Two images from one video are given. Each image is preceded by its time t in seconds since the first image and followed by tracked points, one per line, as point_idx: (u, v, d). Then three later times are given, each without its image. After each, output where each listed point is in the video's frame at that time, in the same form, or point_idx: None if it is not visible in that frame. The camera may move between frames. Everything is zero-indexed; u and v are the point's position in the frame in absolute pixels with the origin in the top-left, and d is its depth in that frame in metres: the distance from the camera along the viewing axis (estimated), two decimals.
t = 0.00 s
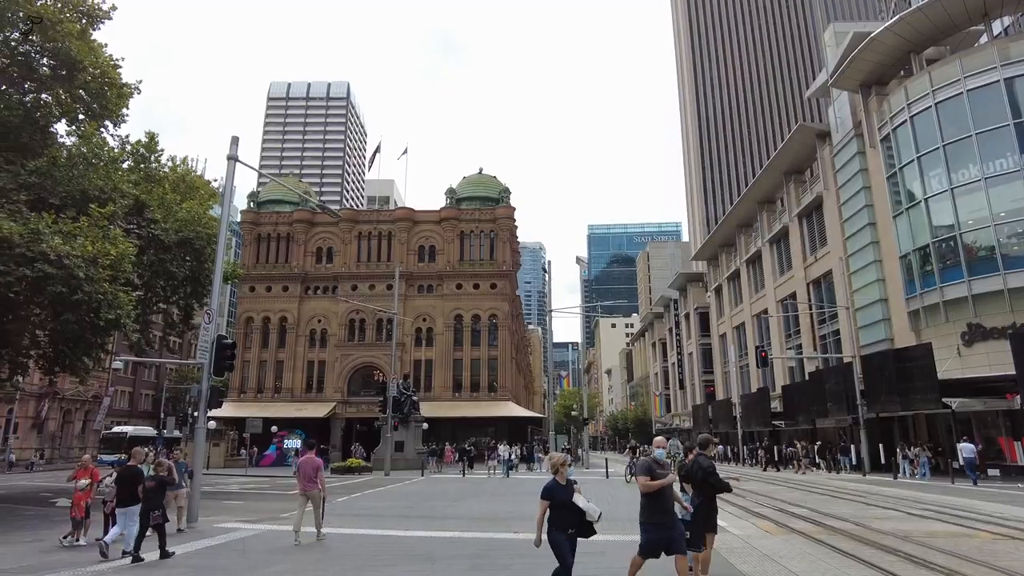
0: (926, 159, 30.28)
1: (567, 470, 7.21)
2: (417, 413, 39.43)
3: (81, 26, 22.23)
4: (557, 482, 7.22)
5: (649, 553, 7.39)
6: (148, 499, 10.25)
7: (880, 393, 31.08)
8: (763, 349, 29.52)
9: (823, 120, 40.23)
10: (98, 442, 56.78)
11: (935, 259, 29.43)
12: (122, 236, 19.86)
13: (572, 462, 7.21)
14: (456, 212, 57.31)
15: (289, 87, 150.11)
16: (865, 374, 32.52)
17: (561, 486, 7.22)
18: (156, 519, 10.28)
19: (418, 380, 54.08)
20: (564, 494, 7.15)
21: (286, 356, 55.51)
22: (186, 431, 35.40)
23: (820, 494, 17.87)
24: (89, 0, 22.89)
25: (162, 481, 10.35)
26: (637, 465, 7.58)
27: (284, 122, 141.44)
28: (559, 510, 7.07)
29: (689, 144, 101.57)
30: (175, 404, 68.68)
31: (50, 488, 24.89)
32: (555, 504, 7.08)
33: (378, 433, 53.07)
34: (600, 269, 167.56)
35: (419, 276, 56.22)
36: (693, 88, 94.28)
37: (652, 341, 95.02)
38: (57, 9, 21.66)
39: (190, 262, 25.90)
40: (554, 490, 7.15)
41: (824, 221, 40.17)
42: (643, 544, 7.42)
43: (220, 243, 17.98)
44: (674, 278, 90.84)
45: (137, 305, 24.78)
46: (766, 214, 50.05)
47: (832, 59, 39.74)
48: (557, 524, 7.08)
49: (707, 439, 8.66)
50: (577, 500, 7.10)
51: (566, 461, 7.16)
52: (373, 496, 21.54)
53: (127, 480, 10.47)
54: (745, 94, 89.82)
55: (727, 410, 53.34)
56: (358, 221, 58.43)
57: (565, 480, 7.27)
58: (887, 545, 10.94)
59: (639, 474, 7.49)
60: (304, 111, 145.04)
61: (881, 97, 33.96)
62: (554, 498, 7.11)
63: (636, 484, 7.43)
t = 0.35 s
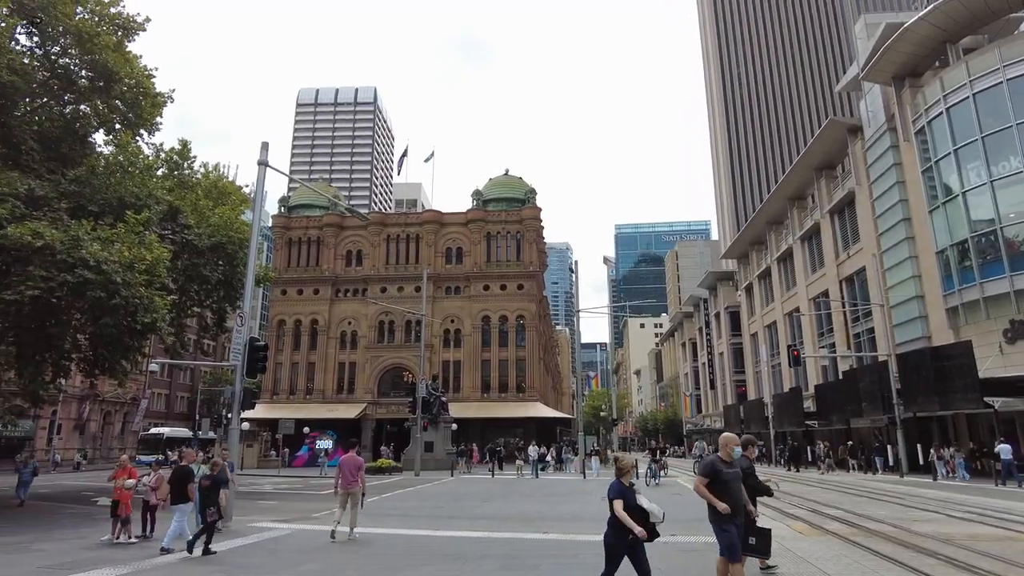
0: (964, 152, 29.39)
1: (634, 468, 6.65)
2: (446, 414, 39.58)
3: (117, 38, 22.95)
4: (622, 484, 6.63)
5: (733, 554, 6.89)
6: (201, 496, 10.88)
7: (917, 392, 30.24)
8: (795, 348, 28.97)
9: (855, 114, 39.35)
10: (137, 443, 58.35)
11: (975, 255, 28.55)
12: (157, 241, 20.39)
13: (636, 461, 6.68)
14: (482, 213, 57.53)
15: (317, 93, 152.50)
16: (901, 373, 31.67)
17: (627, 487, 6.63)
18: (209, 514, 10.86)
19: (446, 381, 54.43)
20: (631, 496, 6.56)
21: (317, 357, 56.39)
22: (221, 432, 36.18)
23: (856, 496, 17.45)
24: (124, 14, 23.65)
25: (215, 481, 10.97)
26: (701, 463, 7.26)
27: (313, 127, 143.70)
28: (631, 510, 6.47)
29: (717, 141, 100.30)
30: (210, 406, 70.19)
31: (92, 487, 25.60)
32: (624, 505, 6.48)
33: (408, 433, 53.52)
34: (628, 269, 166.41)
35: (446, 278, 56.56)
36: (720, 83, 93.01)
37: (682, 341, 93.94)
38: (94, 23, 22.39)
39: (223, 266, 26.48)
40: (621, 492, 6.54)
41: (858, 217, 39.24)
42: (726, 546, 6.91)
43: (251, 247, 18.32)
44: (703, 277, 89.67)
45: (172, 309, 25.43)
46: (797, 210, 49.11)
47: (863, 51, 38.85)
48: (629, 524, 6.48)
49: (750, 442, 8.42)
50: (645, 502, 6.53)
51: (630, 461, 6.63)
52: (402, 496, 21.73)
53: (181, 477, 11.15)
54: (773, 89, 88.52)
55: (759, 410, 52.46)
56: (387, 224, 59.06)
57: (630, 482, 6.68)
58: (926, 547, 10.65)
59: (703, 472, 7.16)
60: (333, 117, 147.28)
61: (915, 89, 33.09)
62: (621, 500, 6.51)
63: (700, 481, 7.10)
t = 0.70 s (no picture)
0: (987, 144, 28.81)
1: (687, 465, 6.71)
2: (463, 413, 39.66)
3: (137, 43, 23.34)
4: (675, 478, 6.65)
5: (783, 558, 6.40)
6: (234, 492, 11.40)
7: (940, 389, 29.70)
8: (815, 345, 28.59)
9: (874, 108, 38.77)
10: (159, 441, 59.21)
11: (999, 248, 27.97)
12: (176, 243, 20.65)
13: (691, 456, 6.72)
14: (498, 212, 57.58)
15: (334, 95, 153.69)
16: (924, 370, 31.12)
17: (680, 482, 6.65)
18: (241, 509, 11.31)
19: (463, 379, 54.59)
20: (683, 492, 6.58)
21: (335, 357, 56.87)
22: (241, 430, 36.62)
23: (877, 494, 17.20)
24: (143, 19, 24.02)
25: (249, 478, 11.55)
26: (766, 455, 6.62)
27: (330, 129, 144.81)
28: (682, 508, 6.50)
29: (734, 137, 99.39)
30: (230, 405, 70.99)
31: (115, 485, 26.01)
32: (674, 500, 6.46)
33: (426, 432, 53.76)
34: (645, 267, 165.61)
35: (463, 277, 56.73)
36: (736, 78, 92.15)
37: (700, 338, 93.32)
38: (115, 28, 22.81)
39: (242, 267, 26.82)
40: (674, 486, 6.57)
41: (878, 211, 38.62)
42: (777, 549, 6.43)
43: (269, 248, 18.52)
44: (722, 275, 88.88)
45: (192, 309, 25.80)
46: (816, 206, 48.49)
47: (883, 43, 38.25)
48: (677, 521, 6.48)
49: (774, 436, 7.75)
50: (696, 498, 6.58)
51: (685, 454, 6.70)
52: (419, 493, 21.83)
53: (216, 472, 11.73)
54: (791, 84, 87.59)
55: (779, 408, 51.89)
56: (403, 223, 59.37)
57: (683, 476, 6.70)
58: (947, 546, 10.47)
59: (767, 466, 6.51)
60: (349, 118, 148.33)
61: (937, 80, 32.51)
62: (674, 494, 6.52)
63: (765, 475, 6.46)
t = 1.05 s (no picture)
0: (991, 136, 28.63)
1: (719, 456, 6.20)
2: (465, 406, 39.73)
3: (137, 39, 23.37)
4: (708, 470, 6.12)
5: (813, 554, 6.17)
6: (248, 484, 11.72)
7: (942, 382, 29.67)
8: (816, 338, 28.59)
9: (878, 99, 38.49)
10: (164, 436, 59.63)
11: (1002, 240, 27.84)
12: (177, 238, 20.71)
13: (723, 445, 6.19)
14: (499, 207, 57.51)
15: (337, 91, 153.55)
16: (926, 363, 31.08)
17: (712, 473, 6.13)
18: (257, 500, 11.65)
19: (466, 374, 54.71)
20: (717, 484, 6.07)
21: (338, 351, 57.08)
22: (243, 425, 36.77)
23: (877, 486, 17.21)
24: (144, 15, 23.97)
25: (261, 469, 12.11)
26: (809, 448, 6.31)
27: (333, 124, 144.76)
28: (716, 502, 6.00)
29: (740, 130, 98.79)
30: (234, 399, 71.35)
31: (119, 479, 26.22)
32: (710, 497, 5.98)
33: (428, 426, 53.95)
34: (648, 260, 165.37)
35: (465, 272, 56.80)
36: (740, 71, 91.58)
37: (703, 332, 93.24)
38: (115, 24, 22.85)
39: (244, 262, 26.90)
40: (707, 479, 6.05)
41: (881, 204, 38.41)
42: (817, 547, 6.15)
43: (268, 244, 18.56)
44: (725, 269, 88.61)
45: (193, 304, 25.94)
46: (818, 199, 48.29)
47: (887, 34, 37.95)
48: (710, 518, 6.01)
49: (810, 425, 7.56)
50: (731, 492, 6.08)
51: (717, 443, 6.16)
52: (420, 486, 21.95)
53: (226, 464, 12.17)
54: (795, 77, 87.11)
55: (781, 401, 51.91)
56: (405, 218, 59.39)
57: (715, 467, 6.19)
58: (942, 538, 10.49)
59: (811, 459, 6.24)
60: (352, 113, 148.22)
61: (941, 71, 32.24)
62: (707, 487, 6.01)
63: (810, 470, 6.17)
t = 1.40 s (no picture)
0: (971, 122, 28.89)
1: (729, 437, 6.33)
2: (450, 390, 39.84)
3: (115, 19, 22.96)
4: (723, 452, 6.07)
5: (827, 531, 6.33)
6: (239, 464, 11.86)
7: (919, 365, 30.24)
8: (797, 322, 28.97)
9: (862, 85, 38.66)
10: (149, 421, 59.36)
11: (980, 227, 28.24)
12: (157, 222, 20.55)
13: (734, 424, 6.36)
14: (485, 191, 57.30)
15: (323, 74, 151.74)
16: (903, 347, 31.61)
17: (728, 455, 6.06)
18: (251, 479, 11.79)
19: (451, 358, 54.81)
20: (734, 466, 5.97)
21: (323, 335, 56.93)
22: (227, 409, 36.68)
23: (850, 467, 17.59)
24: None
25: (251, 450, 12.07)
26: (814, 427, 6.51)
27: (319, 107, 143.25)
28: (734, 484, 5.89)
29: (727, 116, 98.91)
30: (220, 384, 71.07)
31: (101, 463, 26.13)
32: (728, 477, 5.92)
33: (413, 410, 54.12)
34: (635, 245, 166.02)
35: (451, 256, 56.72)
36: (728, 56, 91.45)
37: (688, 317, 93.97)
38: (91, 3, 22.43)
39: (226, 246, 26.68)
40: (724, 461, 5.97)
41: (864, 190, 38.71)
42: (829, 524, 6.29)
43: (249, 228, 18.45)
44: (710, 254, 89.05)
45: (174, 288, 25.80)
46: (803, 185, 48.59)
47: (871, 20, 38.07)
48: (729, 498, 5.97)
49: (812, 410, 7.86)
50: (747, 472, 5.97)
51: (727, 423, 6.34)
52: (403, 469, 22.10)
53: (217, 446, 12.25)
54: (782, 62, 87.16)
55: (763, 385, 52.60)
56: (391, 202, 59.08)
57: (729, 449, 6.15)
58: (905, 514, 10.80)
59: (814, 439, 6.47)
60: (338, 96, 146.64)
61: (925, 58, 32.41)
62: (724, 468, 5.93)
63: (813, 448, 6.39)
